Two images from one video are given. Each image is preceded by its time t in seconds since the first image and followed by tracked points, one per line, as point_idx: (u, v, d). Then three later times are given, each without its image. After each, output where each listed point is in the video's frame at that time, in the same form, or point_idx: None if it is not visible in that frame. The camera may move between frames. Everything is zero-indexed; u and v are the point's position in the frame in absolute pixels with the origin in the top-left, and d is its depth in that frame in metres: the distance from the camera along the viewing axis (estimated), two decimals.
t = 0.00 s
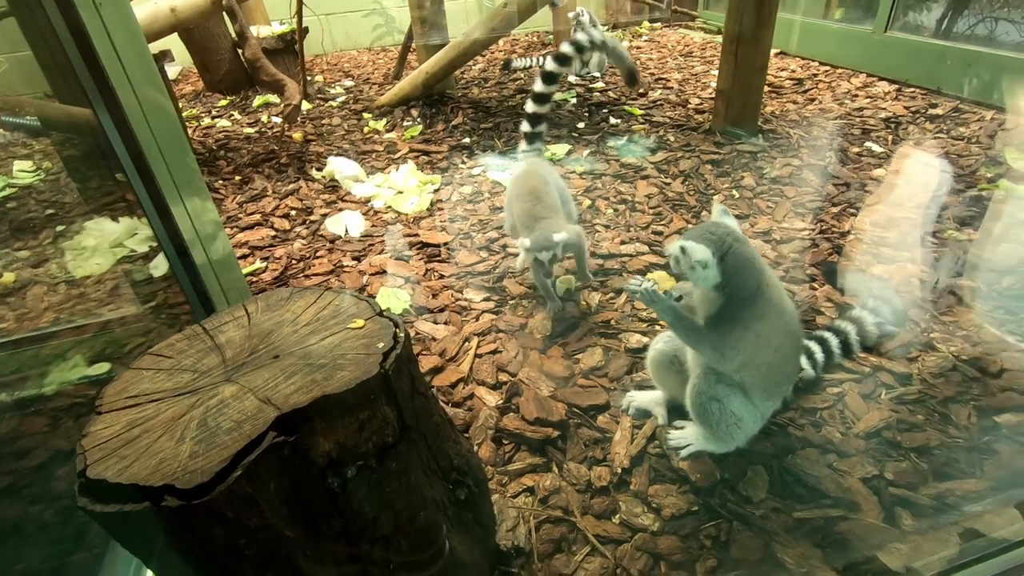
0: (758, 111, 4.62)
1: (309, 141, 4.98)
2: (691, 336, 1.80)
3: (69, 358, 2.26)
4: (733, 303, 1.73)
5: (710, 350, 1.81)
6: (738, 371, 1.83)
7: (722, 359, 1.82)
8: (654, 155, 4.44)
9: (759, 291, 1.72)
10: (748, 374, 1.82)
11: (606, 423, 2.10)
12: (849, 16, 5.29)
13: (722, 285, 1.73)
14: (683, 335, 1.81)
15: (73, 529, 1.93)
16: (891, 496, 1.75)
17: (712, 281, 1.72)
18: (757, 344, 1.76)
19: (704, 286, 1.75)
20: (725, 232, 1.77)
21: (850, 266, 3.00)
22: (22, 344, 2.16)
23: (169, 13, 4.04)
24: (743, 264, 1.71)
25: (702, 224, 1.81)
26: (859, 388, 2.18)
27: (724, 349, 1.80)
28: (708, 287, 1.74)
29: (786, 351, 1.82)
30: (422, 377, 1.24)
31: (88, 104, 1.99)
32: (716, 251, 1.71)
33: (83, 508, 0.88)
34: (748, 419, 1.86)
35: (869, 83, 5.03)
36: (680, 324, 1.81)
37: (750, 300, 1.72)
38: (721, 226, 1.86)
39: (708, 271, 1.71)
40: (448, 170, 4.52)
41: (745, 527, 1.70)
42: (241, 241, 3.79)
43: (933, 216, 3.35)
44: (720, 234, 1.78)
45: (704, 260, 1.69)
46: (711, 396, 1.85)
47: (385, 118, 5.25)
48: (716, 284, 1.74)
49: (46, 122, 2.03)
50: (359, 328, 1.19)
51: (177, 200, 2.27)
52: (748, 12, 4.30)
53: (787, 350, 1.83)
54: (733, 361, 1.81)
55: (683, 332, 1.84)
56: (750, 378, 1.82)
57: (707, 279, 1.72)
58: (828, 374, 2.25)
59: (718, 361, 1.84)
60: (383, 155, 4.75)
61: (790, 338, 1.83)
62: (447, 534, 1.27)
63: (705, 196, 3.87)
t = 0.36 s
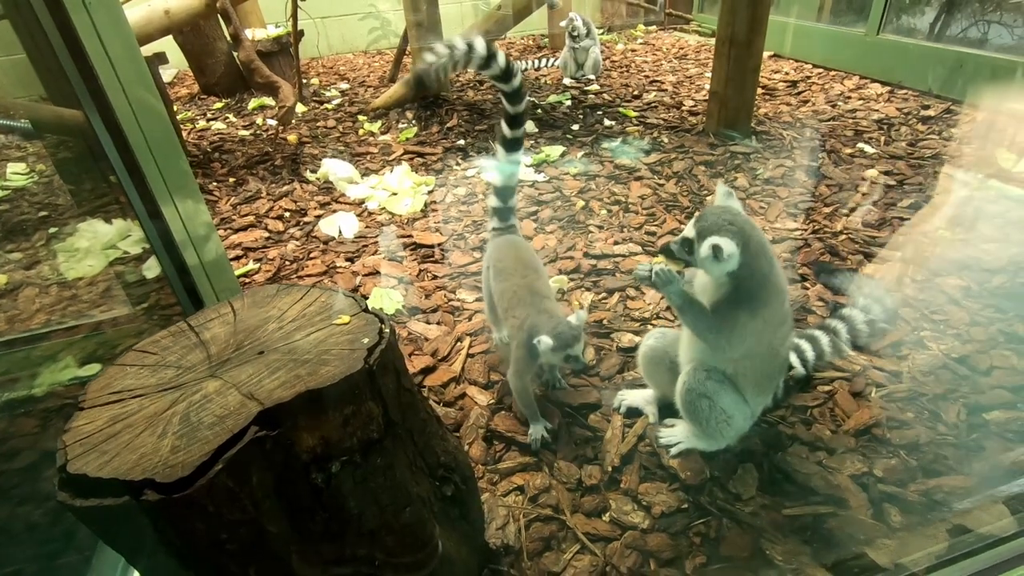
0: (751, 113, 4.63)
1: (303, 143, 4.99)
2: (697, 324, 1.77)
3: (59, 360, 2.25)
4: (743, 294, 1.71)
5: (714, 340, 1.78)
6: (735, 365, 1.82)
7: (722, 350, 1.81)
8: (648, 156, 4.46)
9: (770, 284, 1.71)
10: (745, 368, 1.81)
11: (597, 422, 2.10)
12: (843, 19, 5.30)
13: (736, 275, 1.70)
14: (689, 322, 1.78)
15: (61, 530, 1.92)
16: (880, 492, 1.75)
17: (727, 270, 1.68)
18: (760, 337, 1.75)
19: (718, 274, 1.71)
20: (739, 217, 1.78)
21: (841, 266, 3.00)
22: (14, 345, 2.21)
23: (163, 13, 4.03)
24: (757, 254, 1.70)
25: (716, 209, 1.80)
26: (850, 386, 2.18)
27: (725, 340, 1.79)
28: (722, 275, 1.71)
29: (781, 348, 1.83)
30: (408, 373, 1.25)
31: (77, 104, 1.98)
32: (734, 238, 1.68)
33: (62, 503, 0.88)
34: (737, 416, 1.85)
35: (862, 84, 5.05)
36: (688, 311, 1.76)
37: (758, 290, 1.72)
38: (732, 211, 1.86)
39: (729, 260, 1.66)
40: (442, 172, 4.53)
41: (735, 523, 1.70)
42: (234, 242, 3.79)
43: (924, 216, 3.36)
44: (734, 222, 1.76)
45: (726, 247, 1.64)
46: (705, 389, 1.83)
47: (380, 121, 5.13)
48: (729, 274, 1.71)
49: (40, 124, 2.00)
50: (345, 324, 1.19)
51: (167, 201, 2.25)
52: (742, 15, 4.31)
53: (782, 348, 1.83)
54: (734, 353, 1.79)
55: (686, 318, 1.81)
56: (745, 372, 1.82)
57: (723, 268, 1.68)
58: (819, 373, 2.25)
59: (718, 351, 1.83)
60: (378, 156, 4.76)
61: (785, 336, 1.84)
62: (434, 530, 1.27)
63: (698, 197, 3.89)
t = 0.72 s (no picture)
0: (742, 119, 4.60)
1: (292, 148, 4.92)
2: (708, 313, 1.65)
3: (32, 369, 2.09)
4: (747, 280, 1.63)
5: (722, 331, 1.68)
6: (735, 359, 1.74)
7: (725, 343, 1.72)
8: (639, 162, 4.42)
9: (769, 272, 1.64)
10: (745, 363, 1.74)
11: (585, 428, 2.04)
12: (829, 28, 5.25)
13: (738, 258, 1.61)
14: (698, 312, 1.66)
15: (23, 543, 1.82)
16: (877, 499, 1.69)
17: (727, 253, 1.61)
18: (765, 327, 1.68)
19: (717, 258, 1.63)
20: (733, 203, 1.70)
21: (833, 269, 2.95)
22: None
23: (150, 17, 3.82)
24: (757, 237, 1.63)
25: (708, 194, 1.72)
26: (844, 390, 2.13)
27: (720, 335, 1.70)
28: (722, 260, 1.63)
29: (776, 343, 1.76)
30: (383, 376, 1.19)
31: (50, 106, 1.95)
32: (732, 220, 1.61)
33: None
34: (733, 417, 1.77)
35: (852, 92, 5.04)
36: (698, 299, 1.64)
37: (756, 281, 1.63)
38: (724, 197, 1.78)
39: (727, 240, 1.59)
40: (432, 177, 4.46)
41: (727, 532, 1.63)
42: (218, 248, 3.72)
43: (916, 220, 3.34)
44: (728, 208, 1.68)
45: (725, 226, 1.57)
46: (698, 389, 1.75)
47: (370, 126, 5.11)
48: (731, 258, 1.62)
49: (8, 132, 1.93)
50: (313, 322, 1.13)
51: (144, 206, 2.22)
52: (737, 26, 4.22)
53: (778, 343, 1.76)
54: (738, 347, 1.71)
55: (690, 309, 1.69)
56: (744, 368, 1.75)
57: (723, 251, 1.60)
58: (811, 377, 2.20)
59: (719, 345, 1.74)
60: (367, 162, 4.75)
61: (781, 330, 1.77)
62: (409, 545, 1.19)
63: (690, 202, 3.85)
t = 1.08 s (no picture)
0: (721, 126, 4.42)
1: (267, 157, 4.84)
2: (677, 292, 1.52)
3: None
4: (715, 255, 1.53)
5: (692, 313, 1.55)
6: (706, 347, 1.62)
7: (694, 328, 1.59)
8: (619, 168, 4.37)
9: (736, 248, 1.54)
10: (716, 351, 1.62)
11: (549, 429, 1.93)
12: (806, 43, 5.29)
13: (705, 231, 1.52)
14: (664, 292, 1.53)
15: None
16: (851, 496, 1.59)
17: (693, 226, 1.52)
18: (736, 308, 1.56)
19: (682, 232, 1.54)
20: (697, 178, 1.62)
21: (810, 268, 2.88)
22: None
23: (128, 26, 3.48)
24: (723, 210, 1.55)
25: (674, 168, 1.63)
26: (820, 387, 2.05)
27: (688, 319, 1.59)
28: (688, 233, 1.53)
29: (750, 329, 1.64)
30: (304, 359, 1.12)
31: None
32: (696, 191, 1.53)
33: None
34: (703, 409, 1.65)
35: (831, 102, 4.97)
36: (666, 276, 1.52)
37: (724, 258, 1.53)
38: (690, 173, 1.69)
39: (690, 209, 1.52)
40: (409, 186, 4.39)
41: (693, 532, 1.53)
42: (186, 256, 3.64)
43: (895, 221, 3.29)
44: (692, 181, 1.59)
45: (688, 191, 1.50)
46: (666, 378, 1.62)
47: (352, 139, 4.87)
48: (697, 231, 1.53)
49: None
50: (224, 298, 1.05)
51: (99, 219, 2.08)
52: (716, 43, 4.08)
53: (750, 328, 1.64)
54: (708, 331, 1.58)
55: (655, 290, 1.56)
56: (715, 356, 1.63)
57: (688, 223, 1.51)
58: (786, 374, 2.12)
59: (687, 331, 1.61)
60: (346, 173, 4.49)
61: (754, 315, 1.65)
62: (327, 541, 1.12)
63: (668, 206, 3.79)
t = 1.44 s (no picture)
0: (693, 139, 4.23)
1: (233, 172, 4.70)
2: (636, 297, 1.40)
3: None
4: (673, 254, 1.41)
5: (652, 319, 1.43)
6: (666, 354, 1.51)
7: (653, 334, 1.48)
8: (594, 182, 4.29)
9: (697, 246, 1.43)
10: (677, 358, 1.51)
11: (506, 446, 1.80)
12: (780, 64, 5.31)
13: (665, 232, 1.41)
14: (622, 297, 1.40)
15: None
16: (825, 513, 1.48)
17: (652, 226, 1.40)
18: (698, 312, 1.46)
19: (639, 233, 1.42)
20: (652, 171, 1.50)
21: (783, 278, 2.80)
22: None
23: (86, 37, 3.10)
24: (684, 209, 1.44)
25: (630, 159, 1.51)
26: (792, 399, 1.94)
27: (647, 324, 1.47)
28: (646, 234, 1.42)
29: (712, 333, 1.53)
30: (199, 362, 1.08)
31: None
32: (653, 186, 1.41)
33: None
34: (664, 420, 1.54)
35: (804, 119, 4.94)
36: (624, 280, 1.39)
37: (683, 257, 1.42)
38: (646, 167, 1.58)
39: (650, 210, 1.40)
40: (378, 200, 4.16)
41: (655, 555, 1.40)
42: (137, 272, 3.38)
43: (868, 231, 3.24)
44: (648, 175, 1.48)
45: (649, 188, 1.38)
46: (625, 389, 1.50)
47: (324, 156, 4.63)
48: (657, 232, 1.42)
49: None
50: (105, 292, 1.01)
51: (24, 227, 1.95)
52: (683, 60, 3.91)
53: (713, 333, 1.53)
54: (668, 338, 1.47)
55: (612, 295, 1.44)
56: (676, 364, 1.53)
57: (647, 223, 1.40)
58: (757, 386, 2.02)
59: (648, 337, 1.50)
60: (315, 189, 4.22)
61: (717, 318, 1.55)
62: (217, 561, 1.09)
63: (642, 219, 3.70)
